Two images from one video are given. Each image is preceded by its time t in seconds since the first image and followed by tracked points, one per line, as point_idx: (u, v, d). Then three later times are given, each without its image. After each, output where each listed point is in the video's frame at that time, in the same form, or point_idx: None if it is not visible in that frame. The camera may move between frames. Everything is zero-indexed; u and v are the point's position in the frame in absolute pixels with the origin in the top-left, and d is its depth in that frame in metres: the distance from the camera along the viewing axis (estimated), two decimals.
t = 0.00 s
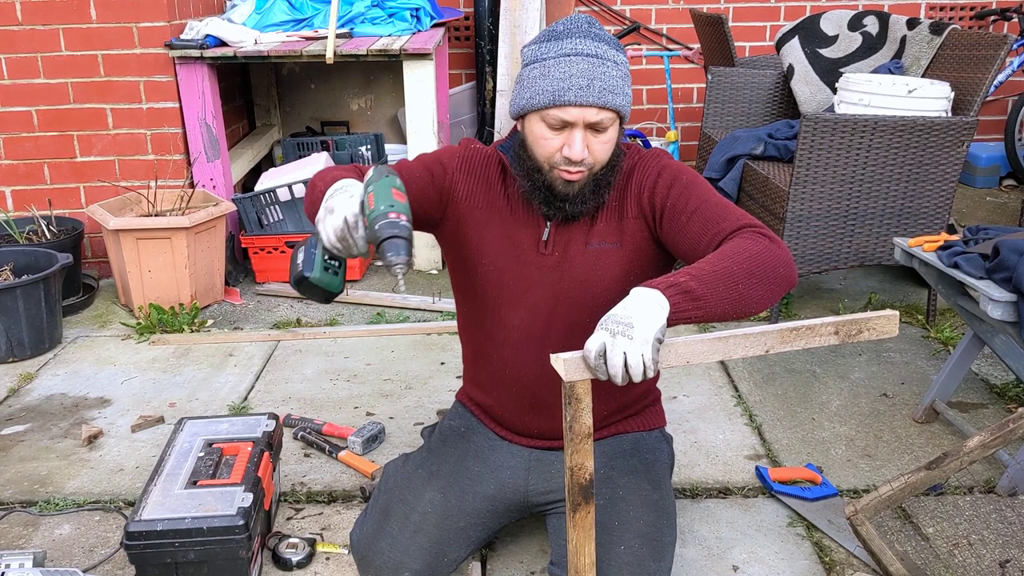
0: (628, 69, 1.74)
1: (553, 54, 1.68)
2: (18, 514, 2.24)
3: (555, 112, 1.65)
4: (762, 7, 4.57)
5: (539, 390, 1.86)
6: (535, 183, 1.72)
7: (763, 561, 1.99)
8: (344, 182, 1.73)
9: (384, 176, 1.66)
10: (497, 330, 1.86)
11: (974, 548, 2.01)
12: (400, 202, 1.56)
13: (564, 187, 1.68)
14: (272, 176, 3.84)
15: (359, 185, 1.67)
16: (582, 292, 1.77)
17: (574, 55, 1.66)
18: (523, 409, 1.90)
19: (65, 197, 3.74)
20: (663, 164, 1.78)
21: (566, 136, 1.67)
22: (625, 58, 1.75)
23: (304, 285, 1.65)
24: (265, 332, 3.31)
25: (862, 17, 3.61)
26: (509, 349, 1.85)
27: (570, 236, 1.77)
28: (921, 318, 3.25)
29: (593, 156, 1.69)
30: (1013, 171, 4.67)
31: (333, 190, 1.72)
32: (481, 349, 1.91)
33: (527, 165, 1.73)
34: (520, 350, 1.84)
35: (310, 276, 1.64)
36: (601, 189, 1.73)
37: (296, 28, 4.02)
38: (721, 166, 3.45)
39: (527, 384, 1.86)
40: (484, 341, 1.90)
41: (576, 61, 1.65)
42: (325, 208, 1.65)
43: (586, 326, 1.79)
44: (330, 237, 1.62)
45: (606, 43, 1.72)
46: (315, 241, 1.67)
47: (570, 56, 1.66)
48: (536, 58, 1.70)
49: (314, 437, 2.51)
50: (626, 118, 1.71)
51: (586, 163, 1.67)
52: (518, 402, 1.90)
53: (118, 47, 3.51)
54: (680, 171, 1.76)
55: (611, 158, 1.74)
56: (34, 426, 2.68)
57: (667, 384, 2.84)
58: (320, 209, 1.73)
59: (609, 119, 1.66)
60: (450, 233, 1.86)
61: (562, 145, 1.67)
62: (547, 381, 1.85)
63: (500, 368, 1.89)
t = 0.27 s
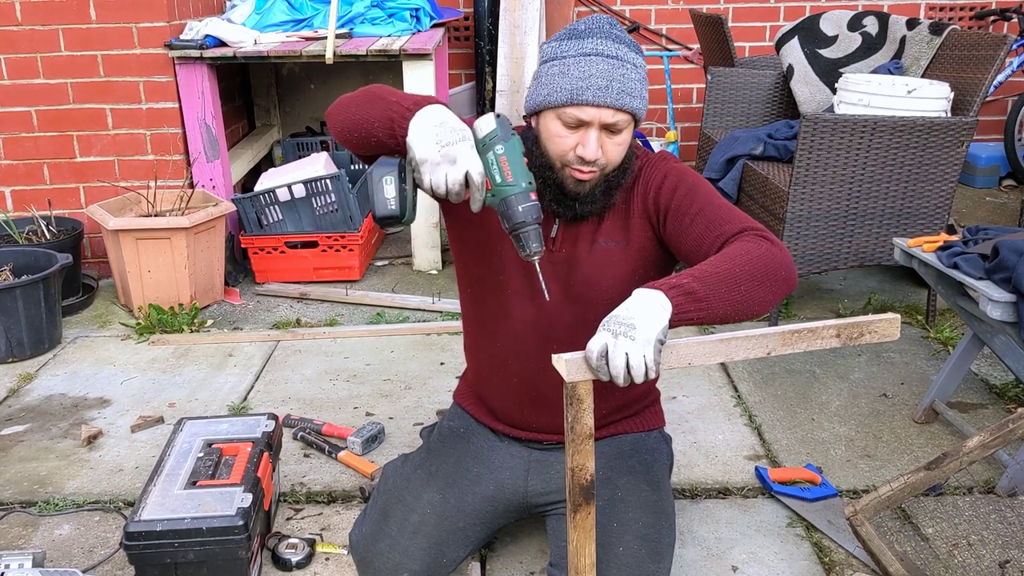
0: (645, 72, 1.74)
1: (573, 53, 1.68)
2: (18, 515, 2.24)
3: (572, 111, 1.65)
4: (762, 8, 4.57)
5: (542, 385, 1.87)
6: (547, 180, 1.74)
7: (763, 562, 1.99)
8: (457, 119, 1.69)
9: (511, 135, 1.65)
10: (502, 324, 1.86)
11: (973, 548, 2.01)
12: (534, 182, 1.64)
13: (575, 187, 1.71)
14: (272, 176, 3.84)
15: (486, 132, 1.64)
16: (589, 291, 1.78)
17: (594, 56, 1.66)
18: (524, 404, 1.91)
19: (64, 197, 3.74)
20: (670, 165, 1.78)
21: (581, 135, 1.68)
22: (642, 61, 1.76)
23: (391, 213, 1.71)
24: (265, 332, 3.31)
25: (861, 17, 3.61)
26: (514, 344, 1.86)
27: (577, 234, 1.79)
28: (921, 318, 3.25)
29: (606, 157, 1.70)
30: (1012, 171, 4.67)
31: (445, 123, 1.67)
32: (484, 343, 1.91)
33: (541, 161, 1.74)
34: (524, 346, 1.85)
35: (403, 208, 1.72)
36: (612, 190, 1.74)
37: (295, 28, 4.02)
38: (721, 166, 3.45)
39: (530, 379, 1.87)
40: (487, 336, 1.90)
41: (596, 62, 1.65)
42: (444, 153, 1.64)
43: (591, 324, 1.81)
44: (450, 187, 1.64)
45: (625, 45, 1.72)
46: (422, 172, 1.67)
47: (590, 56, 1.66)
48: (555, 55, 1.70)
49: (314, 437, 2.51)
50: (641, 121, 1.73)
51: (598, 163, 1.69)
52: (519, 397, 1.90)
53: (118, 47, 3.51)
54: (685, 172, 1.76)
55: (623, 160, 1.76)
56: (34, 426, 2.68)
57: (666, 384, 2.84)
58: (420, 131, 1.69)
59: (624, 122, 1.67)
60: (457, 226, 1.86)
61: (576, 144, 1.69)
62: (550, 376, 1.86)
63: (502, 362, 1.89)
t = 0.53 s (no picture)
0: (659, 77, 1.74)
1: (588, 55, 1.68)
2: (18, 514, 2.24)
3: (586, 114, 1.65)
4: (762, 7, 4.57)
5: (547, 381, 1.88)
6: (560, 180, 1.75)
7: (763, 561, 1.99)
8: (513, 135, 1.59)
9: (566, 160, 1.58)
10: (508, 320, 1.86)
11: (973, 548, 2.00)
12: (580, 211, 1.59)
13: (587, 187, 1.72)
14: (272, 176, 3.84)
15: (541, 154, 1.56)
16: (595, 290, 1.79)
17: (609, 59, 1.66)
18: (528, 401, 1.91)
19: (64, 197, 3.74)
20: (679, 166, 1.77)
21: (594, 138, 1.68)
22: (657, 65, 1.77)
23: (435, 225, 1.57)
24: (265, 332, 3.31)
25: (861, 16, 3.61)
26: (519, 339, 1.86)
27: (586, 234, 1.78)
28: (921, 318, 3.25)
29: (617, 160, 1.70)
30: (1012, 171, 4.67)
31: (501, 140, 1.57)
32: (488, 337, 1.91)
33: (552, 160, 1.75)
34: (529, 342, 1.86)
35: (448, 221, 1.58)
36: (622, 193, 1.74)
37: (295, 28, 4.02)
38: (721, 166, 3.45)
39: (536, 375, 1.88)
40: (491, 331, 1.90)
41: (611, 65, 1.65)
42: (498, 174, 1.54)
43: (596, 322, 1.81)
44: (500, 209, 1.56)
45: (641, 49, 1.72)
46: (471, 189, 1.57)
47: (606, 59, 1.66)
48: (570, 56, 1.70)
49: (314, 437, 2.50)
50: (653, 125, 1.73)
51: (610, 166, 1.69)
52: (522, 393, 1.91)
53: (118, 47, 3.51)
54: (692, 174, 1.75)
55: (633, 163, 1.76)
56: (34, 426, 2.68)
57: (667, 384, 2.84)
58: (474, 145, 1.59)
59: (637, 126, 1.67)
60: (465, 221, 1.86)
61: (588, 146, 1.69)
62: (555, 373, 1.87)
63: (507, 357, 1.89)
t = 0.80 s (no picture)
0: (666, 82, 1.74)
1: (595, 58, 1.67)
2: (19, 514, 2.24)
3: (591, 118, 1.64)
4: (762, 8, 4.57)
5: (549, 382, 1.88)
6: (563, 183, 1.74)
7: (763, 561, 1.99)
8: (520, 158, 1.56)
9: (572, 187, 1.57)
10: (510, 321, 1.87)
11: (973, 548, 2.01)
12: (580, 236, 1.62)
13: (590, 193, 1.71)
14: (273, 176, 3.85)
15: (549, 180, 1.55)
16: (598, 292, 1.79)
17: (616, 64, 1.66)
18: (529, 402, 1.91)
19: (65, 197, 3.74)
20: (682, 168, 1.78)
21: (598, 141, 1.68)
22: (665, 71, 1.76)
23: (436, 243, 1.63)
24: (266, 332, 3.31)
25: (862, 17, 3.60)
26: (521, 341, 1.87)
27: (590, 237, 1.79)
28: (921, 318, 3.25)
29: (621, 164, 1.70)
30: (1012, 171, 4.68)
31: (510, 163, 1.54)
32: (491, 338, 1.92)
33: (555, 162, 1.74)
34: (531, 343, 1.86)
35: (450, 239, 1.64)
36: (625, 197, 1.74)
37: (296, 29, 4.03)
38: (721, 166, 3.45)
39: (538, 377, 1.89)
40: (494, 331, 1.91)
41: (618, 70, 1.64)
42: (505, 199, 1.52)
43: (597, 325, 1.81)
44: (504, 232, 1.55)
45: (649, 53, 1.71)
46: (476, 210, 1.55)
47: (613, 63, 1.66)
48: (577, 60, 1.70)
49: (315, 437, 2.51)
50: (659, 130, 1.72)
51: (614, 171, 1.69)
52: (523, 394, 1.91)
53: (119, 47, 3.52)
54: (697, 176, 1.76)
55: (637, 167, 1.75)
56: (35, 425, 2.68)
57: (667, 384, 2.84)
58: (481, 166, 1.55)
59: (642, 131, 1.67)
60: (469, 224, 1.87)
61: (592, 150, 1.68)
62: (557, 375, 1.88)
63: (509, 358, 1.90)
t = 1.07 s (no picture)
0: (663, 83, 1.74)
1: (591, 61, 1.68)
2: (20, 514, 2.24)
3: (588, 121, 1.65)
4: (762, 8, 4.57)
5: (548, 383, 1.89)
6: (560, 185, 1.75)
7: (762, 561, 2.00)
8: (517, 162, 1.56)
9: (569, 191, 1.58)
10: (509, 323, 1.87)
11: (973, 547, 2.01)
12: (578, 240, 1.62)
13: (587, 195, 1.72)
14: (273, 176, 3.85)
15: (546, 184, 1.55)
16: (597, 293, 1.80)
17: (612, 66, 1.66)
18: (529, 403, 1.91)
19: (65, 197, 3.75)
20: (681, 169, 1.78)
21: (595, 144, 1.68)
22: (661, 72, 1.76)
23: (433, 248, 1.66)
24: (266, 332, 3.31)
25: (861, 17, 3.61)
26: (520, 342, 1.87)
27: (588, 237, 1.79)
28: (920, 318, 3.26)
29: (618, 167, 1.70)
30: (1012, 171, 4.68)
31: (508, 166, 1.54)
32: (490, 340, 1.92)
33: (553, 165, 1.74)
34: (530, 344, 1.87)
35: (447, 243, 1.67)
36: (623, 198, 1.74)
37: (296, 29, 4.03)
38: (721, 166, 3.46)
39: (537, 378, 1.89)
40: (493, 333, 1.91)
41: (614, 72, 1.65)
42: (503, 203, 1.52)
43: (595, 326, 1.82)
44: (501, 236, 1.55)
45: (645, 55, 1.71)
46: (473, 214, 1.55)
47: (609, 66, 1.66)
48: (573, 62, 1.70)
49: (316, 437, 2.51)
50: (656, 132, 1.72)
51: (611, 173, 1.69)
52: (522, 395, 1.91)
53: (119, 47, 3.52)
54: (696, 177, 1.76)
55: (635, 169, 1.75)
56: (35, 425, 2.68)
57: (667, 384, 2.84)
58: (479, 170, 1.56)
59: (639, 133, 1.67)
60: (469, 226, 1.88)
61: (589, 153, 1.68)
62: (555, 376, 1.88)
63: (509, 360, 1.90)
